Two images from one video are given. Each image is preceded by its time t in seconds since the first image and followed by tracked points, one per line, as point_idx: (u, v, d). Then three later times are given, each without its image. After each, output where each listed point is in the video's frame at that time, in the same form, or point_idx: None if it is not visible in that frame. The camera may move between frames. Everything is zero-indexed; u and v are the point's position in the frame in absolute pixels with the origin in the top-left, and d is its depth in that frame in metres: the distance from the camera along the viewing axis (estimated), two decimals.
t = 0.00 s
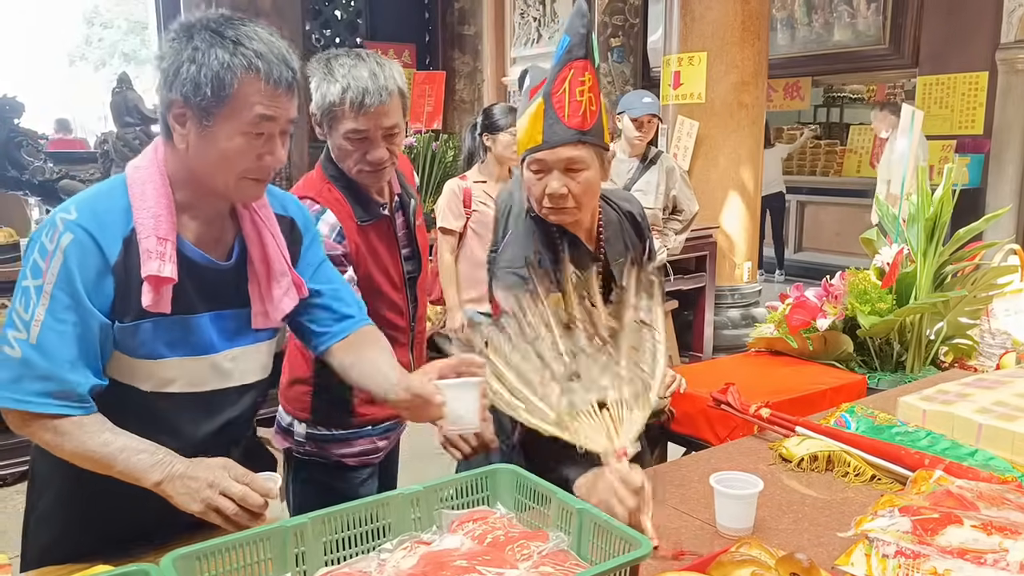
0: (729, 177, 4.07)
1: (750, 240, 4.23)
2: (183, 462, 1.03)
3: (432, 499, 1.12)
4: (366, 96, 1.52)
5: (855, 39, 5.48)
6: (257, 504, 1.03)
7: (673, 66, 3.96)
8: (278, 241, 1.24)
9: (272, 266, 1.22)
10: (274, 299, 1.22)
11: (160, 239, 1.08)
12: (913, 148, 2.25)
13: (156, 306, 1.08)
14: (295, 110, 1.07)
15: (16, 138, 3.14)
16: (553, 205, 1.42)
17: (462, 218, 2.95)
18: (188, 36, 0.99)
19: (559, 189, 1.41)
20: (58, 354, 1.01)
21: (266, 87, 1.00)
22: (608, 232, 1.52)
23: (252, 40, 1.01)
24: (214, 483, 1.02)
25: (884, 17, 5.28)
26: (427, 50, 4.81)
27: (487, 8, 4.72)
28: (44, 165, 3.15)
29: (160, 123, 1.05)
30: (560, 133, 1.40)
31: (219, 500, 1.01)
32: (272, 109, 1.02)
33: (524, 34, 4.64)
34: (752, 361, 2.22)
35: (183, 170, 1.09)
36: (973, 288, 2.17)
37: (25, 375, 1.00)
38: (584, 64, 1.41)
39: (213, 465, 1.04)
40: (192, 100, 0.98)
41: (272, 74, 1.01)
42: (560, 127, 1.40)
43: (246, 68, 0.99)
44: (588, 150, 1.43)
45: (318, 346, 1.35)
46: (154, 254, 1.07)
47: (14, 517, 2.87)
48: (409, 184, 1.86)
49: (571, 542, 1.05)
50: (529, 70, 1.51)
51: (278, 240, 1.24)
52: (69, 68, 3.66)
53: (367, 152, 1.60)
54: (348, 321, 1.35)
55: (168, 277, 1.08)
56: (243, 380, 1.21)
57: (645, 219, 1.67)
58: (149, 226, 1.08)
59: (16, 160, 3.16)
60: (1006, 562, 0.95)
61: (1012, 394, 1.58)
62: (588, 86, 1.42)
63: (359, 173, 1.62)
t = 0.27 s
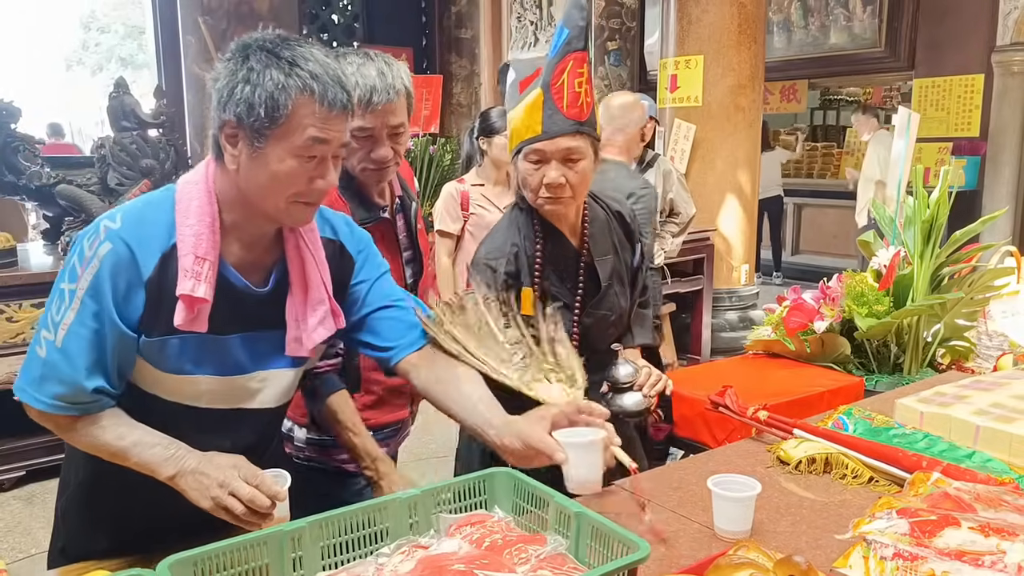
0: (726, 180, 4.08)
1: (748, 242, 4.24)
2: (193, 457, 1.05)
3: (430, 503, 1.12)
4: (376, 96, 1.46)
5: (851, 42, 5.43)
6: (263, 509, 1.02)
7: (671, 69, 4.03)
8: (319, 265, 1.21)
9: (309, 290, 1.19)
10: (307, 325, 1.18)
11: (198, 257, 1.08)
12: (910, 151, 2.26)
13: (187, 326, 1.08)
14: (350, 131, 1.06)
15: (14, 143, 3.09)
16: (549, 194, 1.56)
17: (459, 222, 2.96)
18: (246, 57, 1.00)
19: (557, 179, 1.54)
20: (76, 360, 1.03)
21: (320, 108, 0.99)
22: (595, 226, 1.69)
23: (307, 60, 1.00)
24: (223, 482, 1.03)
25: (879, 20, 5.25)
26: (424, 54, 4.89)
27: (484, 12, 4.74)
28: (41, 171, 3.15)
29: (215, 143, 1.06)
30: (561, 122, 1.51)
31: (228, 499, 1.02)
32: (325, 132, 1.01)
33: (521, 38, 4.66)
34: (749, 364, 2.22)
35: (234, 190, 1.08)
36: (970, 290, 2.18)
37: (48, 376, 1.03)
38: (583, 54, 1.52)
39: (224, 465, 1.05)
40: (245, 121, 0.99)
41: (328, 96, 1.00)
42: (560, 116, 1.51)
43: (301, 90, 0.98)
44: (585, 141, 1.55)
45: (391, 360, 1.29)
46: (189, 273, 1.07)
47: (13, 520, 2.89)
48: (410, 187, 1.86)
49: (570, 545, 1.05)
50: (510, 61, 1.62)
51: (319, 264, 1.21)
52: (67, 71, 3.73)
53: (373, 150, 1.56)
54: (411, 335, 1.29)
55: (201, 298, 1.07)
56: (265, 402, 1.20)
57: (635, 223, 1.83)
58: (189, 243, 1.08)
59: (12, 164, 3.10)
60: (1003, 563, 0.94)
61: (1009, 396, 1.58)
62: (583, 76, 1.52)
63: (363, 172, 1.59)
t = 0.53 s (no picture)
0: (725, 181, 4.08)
1: (746, 243, 4.25)
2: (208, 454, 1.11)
3: (428, 505, 1.11)
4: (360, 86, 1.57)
5: (849, 43, 5.43)
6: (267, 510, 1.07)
7: (669, 70, 3.92)
8: (349, 283, 1.25)
9: (338, 306, 1.24)
10: (332, 346, 1.22)
11: (229, 270, 1.13)
12: (908, 152, 2.27)
13: (214, 337, 1.13)
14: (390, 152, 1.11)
15: (12, 145, 3.05)
16: (548, 189, 1.67)
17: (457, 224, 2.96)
18: (292, 76, 1.06)
19: (555, 176, 1.66)
20: (96, 355, 1.10)
21: (361, 129, 1.04)
22: (583, 224, 1.79)
23: (350, 81, 1.06)
24: (234, 482, 1.08)
25: (878, 21, 5.24)
26: (422, 56, 4.93)
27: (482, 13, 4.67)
28: (40, 173, 3.13)
29: (256, 156, 1.13)
30: (558, 121, 1.66)
31: (238, 498, 1.07)
32: (364, 151, 1.06)
33: (519, 40, 4.60)
34: (748, 365, 2.22)
35: (273, 207, 1.15)
36: (969, 291, 2.18)
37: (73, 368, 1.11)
38: (578, 55, 1.74)
39: (237, 464, 1.10)
40: (287, 138, 1.05)
41: (370, 116, 1.05)
42: (557, 115, 1.66)
43: (343, 110, 1.03)
44: (581, 138, 1.69)
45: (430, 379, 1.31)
46: (219, 285, 1.12)
47: (11, 522, 2.89)
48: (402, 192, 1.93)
49: (569, 547, 1.05)
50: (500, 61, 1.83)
51: (349, 282, 1.25)
52: (64, 72, 3.75)
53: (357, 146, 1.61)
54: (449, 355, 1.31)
55: (227, 311, 1.12)
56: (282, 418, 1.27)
57: (630, 225, 1.91)
58: (221, 256, 1.14)
59: (11, 166, 3.06)
60: (1002, 565, 0.94)
61: (1008, 397, 1.58)
62: (580, 76, 1.74)
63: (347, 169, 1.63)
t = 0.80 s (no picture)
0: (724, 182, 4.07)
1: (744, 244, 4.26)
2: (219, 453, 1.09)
3: (427, 506, 1.11)
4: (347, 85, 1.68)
5: (849, 44, 5.41)
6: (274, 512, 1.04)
7: (668, 71, 4.02)
8: (371, 290, 1.25)
9: (355, 312, 1.23)
10: (348, 356, 1.21)
11: (250, 275, 1.13)
12: (907, 153, 2.26)
13: (232, 342, 1.13)
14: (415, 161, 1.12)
15: (11, 146, 3.05)
16: (527, 190, 1.67)
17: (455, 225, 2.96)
18: (319, 85, 1.07)
19: (534, 177, 1.66)
20: (111, 352, 1.11)
21: (387, 139, 1.05)
22: (576, 224, 1.80)
23: (379, 93, 1.07)
24: (243, 483, 1.06)
25: (877, 22, 5.24)
26: (422, 56, 4.95)
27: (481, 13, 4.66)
28: (38, 173, 3.14)
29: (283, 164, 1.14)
30: (540, 123, 1.65)
31: (247, 499, 1.05)
32: (389, 162, 1.06)
33: (518, 40, 4.59)
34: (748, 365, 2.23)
35: (297, 215, 1.15)
36: (968, 291, 2.18)
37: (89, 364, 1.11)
38: (563, 60, 1.74)
39: (247, 465, 1.08)
40: (313, 148, 1.06)
41: (396, 127, 1.06)
42: (539, 117, 1.65)
43: (370, 121, 1.04)
44: (563, 141, 1.68)
45: (448, 391, 1.31)
46: (240, 290, 1.12)
47: (10, 522, 2.89)
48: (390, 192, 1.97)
49: (567, 548, 1.05)
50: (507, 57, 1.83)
51: (371, 289, 1.25)
52: (65, 73, 3.75)
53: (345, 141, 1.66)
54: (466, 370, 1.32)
55: (247, 316, 1.12)
56: (291, 425, 1.26)
57: (627, 227, 1.91)
58: (244, 262, 1.13)
59: (9, 167, 3.06)
60: (1001, 565, 0.94)
61: (1007, 397, 1.58)
62: (565, 79, 1.72)
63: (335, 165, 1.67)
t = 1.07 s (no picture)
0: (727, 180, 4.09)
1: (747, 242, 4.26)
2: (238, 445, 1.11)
3: (431, 504, 1.11)
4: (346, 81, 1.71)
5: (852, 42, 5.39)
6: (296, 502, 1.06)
7: (671, 69, 4.02)
8: (386, 289, 1.25)
9: (371, 310, 1.24)
10: (363, 357, 1.22)
11: (270, 272, 1.13)
12: (910, 150, 2.25)
13: (250, 338, 1.14)
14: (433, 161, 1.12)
15: (12, 144, 3.07)
16: (531, 188, 1.67)
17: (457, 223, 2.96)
18: (342, 85, 1.08)
19: (540, 174, 1.66)
20: (130, 347, 1.10)
21: (409, 138, 1.06)
22: (575, 221, 1.80)
23: (400, 92, 1.07)
24: (264, 472, 1.08)
25: (880, 20, 5.27)
26: (424, 54, 4.95)
27: (483, 12, 4.68)
28: (41, 171, 3.14)
29: (303, 164, 1.14)
30: (544, 120, 1.65)
31: (268, 487, 1.07)
32: (409, 161, 1.07)
33: (520, 39, 4.60)
34: (752, 363, 2.22)
35: (317, 215, 1.15)
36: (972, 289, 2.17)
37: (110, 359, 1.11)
38: (567, 57, 1.73)
39: (266, 454, 1.10)
40: (334, 145, 1.06)
41: (416, 127, 1.07)
42: (543, 115, 1.65)
43: (391, 120, 1.05)
44: (568, 138, 1.68)
45: (457, 392, 1.32)
46: (261, 287, 1.12)
47: (14, 520, 2.89)
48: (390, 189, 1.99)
49: (571, 546, 1.05)
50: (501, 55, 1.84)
51: (386, 289, 1.26)
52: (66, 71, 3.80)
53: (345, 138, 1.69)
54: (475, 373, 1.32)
55: (267, 312, 1.12)
56: (302, 424, 1.27)
57: (628, 224, 1.91)
58: (264, 259, 1.14)
59: (12, 165, 3.08)
60: (1006, 563, 0.94)
61: (1010, 395, 1.58)
62: (568, 77, 1.72)
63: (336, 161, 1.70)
